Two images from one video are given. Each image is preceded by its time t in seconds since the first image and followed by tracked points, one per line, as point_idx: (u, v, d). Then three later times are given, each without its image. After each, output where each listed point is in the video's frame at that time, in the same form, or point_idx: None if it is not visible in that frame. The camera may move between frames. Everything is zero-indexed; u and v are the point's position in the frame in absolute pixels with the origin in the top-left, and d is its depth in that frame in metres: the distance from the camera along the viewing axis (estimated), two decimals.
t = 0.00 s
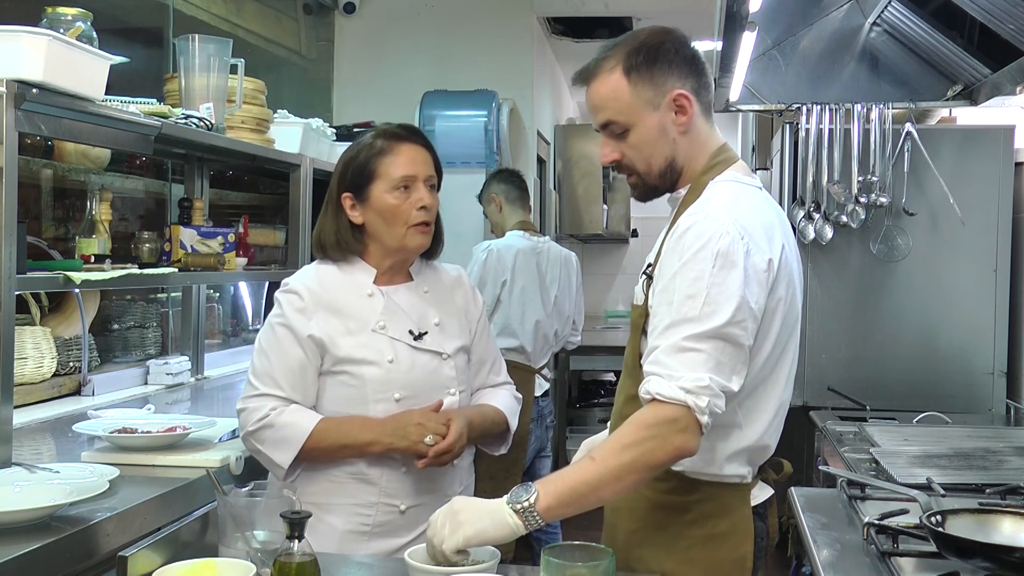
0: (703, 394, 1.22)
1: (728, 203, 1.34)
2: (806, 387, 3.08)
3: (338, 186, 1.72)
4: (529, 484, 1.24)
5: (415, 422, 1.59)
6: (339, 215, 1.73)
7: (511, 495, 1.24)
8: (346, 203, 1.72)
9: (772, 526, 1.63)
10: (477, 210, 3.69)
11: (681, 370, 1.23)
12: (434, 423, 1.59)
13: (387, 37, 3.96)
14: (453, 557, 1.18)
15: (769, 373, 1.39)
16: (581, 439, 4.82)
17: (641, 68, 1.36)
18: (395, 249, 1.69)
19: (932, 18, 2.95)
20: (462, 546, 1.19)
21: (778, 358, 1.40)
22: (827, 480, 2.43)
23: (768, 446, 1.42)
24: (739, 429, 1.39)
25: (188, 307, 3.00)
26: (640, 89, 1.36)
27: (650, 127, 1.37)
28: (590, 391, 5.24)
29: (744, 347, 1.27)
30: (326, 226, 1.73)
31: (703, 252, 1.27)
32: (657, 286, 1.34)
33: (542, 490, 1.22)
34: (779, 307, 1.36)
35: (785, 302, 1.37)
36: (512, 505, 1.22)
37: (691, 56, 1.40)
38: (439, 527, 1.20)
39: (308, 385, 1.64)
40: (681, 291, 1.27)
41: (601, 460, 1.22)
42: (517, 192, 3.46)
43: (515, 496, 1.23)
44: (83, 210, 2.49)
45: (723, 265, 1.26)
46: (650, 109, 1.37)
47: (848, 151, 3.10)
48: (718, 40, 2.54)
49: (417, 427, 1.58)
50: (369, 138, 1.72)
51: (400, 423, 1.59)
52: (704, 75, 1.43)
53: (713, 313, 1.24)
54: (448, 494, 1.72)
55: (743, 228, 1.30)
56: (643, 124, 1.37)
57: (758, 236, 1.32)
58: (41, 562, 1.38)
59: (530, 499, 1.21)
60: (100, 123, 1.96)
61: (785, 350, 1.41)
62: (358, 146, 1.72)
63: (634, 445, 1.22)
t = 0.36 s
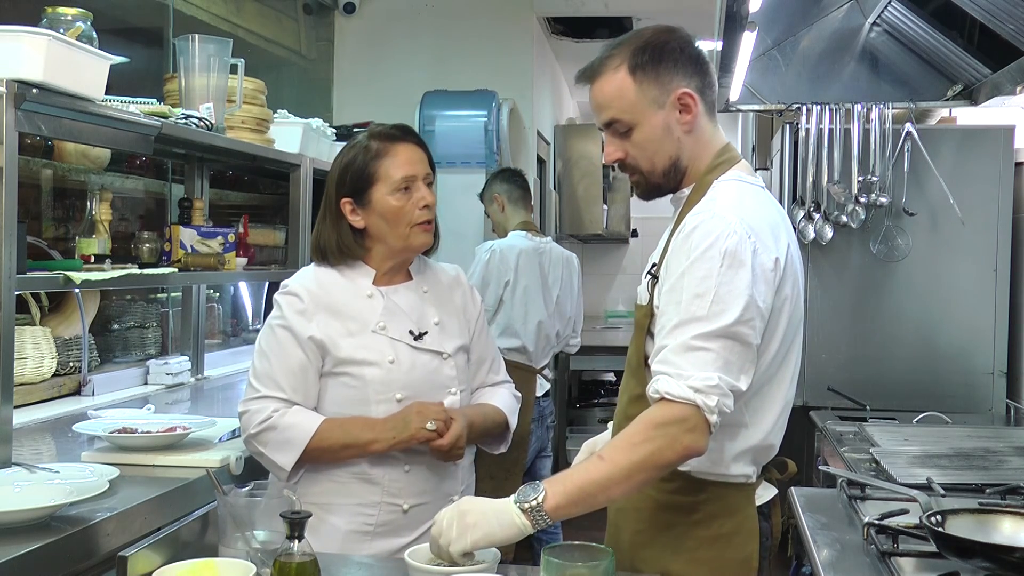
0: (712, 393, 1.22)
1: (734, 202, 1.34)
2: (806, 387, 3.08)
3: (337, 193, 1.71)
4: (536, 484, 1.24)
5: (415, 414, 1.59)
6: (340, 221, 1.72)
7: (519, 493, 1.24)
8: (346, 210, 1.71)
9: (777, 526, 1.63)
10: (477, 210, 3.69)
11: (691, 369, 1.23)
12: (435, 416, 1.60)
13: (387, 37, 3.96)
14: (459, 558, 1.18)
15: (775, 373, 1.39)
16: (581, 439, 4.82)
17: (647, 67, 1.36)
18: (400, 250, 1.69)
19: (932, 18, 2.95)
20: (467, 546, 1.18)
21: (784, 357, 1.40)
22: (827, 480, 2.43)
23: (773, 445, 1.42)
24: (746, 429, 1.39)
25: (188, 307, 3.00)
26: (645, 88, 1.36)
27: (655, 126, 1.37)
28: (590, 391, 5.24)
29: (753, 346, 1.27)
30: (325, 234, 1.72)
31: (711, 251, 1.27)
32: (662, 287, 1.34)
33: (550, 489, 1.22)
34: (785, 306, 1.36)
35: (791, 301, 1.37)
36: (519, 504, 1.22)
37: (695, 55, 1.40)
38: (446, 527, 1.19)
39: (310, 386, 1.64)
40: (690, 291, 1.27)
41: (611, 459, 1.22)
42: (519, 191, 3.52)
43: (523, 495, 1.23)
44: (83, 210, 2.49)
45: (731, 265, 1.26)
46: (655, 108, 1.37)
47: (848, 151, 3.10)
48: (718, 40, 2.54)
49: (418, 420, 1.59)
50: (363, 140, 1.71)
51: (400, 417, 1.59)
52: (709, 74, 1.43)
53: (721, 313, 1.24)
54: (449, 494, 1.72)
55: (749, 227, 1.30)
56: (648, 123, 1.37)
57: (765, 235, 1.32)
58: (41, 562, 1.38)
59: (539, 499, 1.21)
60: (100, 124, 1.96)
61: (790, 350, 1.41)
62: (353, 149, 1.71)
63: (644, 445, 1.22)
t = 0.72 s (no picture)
0: (702, 394, 1.21)
1: (733, 203, 1.34)
2: (806, 387, 3.08)
3: (338, 195, 1.71)
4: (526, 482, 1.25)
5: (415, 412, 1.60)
6: (340, 224, 1.72)
7: (508, 493, 1.24)
8: (346, 212, 1.71)
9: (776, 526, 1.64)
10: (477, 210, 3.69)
11: (682, 370, 1.23)
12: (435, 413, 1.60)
13: (387, 37, 3.96)
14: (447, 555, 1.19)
15: (774, 374, 1.39)
16: (581, 439, 4.82)
17: (648, 68, 1.36)
18: (402, 250, 1.69)
19: (932, 18, 2.95)
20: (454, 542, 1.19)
21: (783, 358, 1.39)
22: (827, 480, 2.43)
23: (773, 446, 1.41)
24: (743, 429, 1.39)
25: (188, 307, 3.00)
26: (645, 88, 1.36)
27: (656, 127, 1.37)
28: (590, 391, 5.24)
29: (747, 348, 1.27)
30: (326, 237, 1.72)
31: (707, 251, 1.27)
32: (659, 288, 1.34)
33: (539, 488, 1.22)
34: (783, 307, 1.36)
35: (790, 302, 1.37)
36: (509, 503, 1.22)
37: (697, 55, 1.40)
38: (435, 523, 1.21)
39: (310, 386, 1.64)
40: (684, 291, 1.27)
41: (599, 458, 1.22)
42: (519, 192, 3.48)
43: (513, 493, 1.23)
44: (83, 210, 2.49)
45: (726, 266, 1.26)
46: (656, 109, 1.37)
47: (848, 151, 3.10)
48: (719, 40, 2.54)
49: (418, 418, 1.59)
50: (362, 141, 1.71)
51: (399, 416, 1.59)
52: (710, 74, 1.42)
53: (715, 314, 1.24)
54: (450, 493, 1.72)
55: (747, 228, 1.30)
56: (649, 124, 1.37)
57: (763, 236, 1.32)
58: (41, 562, 1.38)
59: (527, 497, 1.21)
60: (100, 124, 1.96)
61: (789, 351, 1.40)
62: (353, 150, 1.71)
63: (632, 445, 1.22)
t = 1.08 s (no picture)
0: (695, 395, 1.21)
1: (726, 203, 1.34)
2: (806, 387, 3.08)
3: (338, 195, 1.71)
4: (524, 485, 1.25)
5: (410, 411, 1.59)
6: (341, 224, 1.72)
7: (504, 496, 1.24)
8: (347, 212, 1.71)
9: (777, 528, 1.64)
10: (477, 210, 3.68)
11: (675, 371, 1.23)
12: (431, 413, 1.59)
13: (387, 37, 3.96)
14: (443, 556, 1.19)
15: (771, 374, 1.39)
16: (582, 439, 4.82)
17: (636, 70, 1.36)
18: (402, 251, 1.69)
19: (932, 18, 2.95)
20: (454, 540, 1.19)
21: (780, 358, 1.39)
22: (828, 480, 2.43)
23: (773, 446, 1.41)
24: (741, 429, 1.39)
25: (188, 307, 3.00)
26: (633, 90, 1.37)
27: (642, 128, 1.39)
28: (590, 391, 5.24)
29: (741, 348, 1.27)
30: (327, 237, 1.72)
31: (698, 252, 1.27)
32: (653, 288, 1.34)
33: (535, 490, 1.23)
34: (777, 305, 1.35)
35: (785, 301, 1.37)
36: (505, 506, 1.21)
37: (694, 59, 1.39)
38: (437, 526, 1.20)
39: (310, 386, 1.63)
40: (676, 292, 1.27)
41: (595, 460, 1.22)
42: (516, 193, 3.44)
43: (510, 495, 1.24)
44: (83, 210, 2.49)
45: (718, 265, 1.26)
46: (642, 111, 1.38)
47: (848, 151, 3.11)
48: (719, 40, 2.54)
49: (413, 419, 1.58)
50: (362, 142, 1.71)
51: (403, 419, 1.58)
52: (709, 76, 1.41)
53: (705, 314, 1.24)
54: (451, 493, 1.73)
55: (739, 228, 1.30)
56: (635, 124, 1.39)
57: (755, 235, 1.32)
58: (41, 562, 1.38)
59: (524, 499, 1.21)
60: (100, 123, 1.96)
61: (787, 350, 1.40)
62: (353, 150, 1.71)
63: (627, 446, 1.22)
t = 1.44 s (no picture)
0: (696, 391, 1.21)
1: (720, 198, 1.34)
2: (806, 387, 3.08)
3: (340, 195, 1.71)
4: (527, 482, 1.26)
5: (404, 433, 1.58)
6: (343, 224, 1.71)
7: (508, 493, 1.25)
8: (349, 211, 1.71)
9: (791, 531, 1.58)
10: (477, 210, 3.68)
11: (674, 368, 1.23)
12: (425, 429, 1.58)
13: (387, 36, 3.96)
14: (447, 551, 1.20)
15: (773, 372, 1.39)
16: (582, 440, 4.81)
17: (626, 67, 1.38)
18: (404, 250, 1.69)
19: (932, 18, 2.95)
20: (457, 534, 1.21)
21: (786, 351, 1.39)
22: (828, 480, 2.43)
23: (785, 441, 1.41)
24: (752, 426, 1.39)
25: (188, 307, 3.00)
26: (623, 87, 1.38)
27: (630, 125, 1.40)
28: (590, 391, 5.24)
29: (741, 342, 1.26)
30: (328, 236, 1.72)
31: (692, 249, 1.27)
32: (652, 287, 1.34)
33: (538, 488, 1.23)
34: (776, 301, 1.35)
35: (784, 298, 1.36)
36: (508, 503, 1.23)
37: (687, 59, 1.38)
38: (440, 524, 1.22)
39: (312, 385, 1.63)
40: (672, 290, 1.27)
41: (597, 458, 1.23)
42: (511, 192, 3.45)
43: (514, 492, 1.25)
44: (83, 210, 2.49)
45: (712, 261, 1.26)
46: (630, 108, 1.39)
47: (848, 151, 3.11)
48: (718, 40, 2.54)
49: (413, 438, 1.57)
50: (364, 141, 1.72)
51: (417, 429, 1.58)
52: (703, 77, 1.40)
53: (703, 310, 1.24)
54: (451, 493, 1.73)
55: (733, 223, 1.30)
56: (622, 121, 1.40)
57: (750, 229, 1.32)
58: (41, 562, 1.38)
59: (526, 496, 1.22)
60: (100, 124, 1.96)
61: (793, 344, 1.40)
62: (355, 151, 1.71)
63: (628, 443, 1.22)
